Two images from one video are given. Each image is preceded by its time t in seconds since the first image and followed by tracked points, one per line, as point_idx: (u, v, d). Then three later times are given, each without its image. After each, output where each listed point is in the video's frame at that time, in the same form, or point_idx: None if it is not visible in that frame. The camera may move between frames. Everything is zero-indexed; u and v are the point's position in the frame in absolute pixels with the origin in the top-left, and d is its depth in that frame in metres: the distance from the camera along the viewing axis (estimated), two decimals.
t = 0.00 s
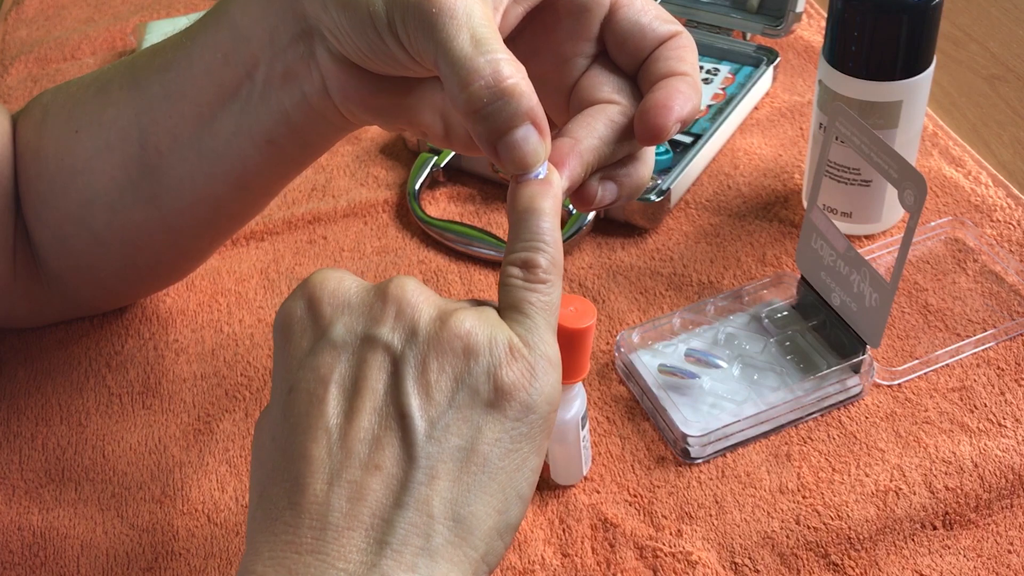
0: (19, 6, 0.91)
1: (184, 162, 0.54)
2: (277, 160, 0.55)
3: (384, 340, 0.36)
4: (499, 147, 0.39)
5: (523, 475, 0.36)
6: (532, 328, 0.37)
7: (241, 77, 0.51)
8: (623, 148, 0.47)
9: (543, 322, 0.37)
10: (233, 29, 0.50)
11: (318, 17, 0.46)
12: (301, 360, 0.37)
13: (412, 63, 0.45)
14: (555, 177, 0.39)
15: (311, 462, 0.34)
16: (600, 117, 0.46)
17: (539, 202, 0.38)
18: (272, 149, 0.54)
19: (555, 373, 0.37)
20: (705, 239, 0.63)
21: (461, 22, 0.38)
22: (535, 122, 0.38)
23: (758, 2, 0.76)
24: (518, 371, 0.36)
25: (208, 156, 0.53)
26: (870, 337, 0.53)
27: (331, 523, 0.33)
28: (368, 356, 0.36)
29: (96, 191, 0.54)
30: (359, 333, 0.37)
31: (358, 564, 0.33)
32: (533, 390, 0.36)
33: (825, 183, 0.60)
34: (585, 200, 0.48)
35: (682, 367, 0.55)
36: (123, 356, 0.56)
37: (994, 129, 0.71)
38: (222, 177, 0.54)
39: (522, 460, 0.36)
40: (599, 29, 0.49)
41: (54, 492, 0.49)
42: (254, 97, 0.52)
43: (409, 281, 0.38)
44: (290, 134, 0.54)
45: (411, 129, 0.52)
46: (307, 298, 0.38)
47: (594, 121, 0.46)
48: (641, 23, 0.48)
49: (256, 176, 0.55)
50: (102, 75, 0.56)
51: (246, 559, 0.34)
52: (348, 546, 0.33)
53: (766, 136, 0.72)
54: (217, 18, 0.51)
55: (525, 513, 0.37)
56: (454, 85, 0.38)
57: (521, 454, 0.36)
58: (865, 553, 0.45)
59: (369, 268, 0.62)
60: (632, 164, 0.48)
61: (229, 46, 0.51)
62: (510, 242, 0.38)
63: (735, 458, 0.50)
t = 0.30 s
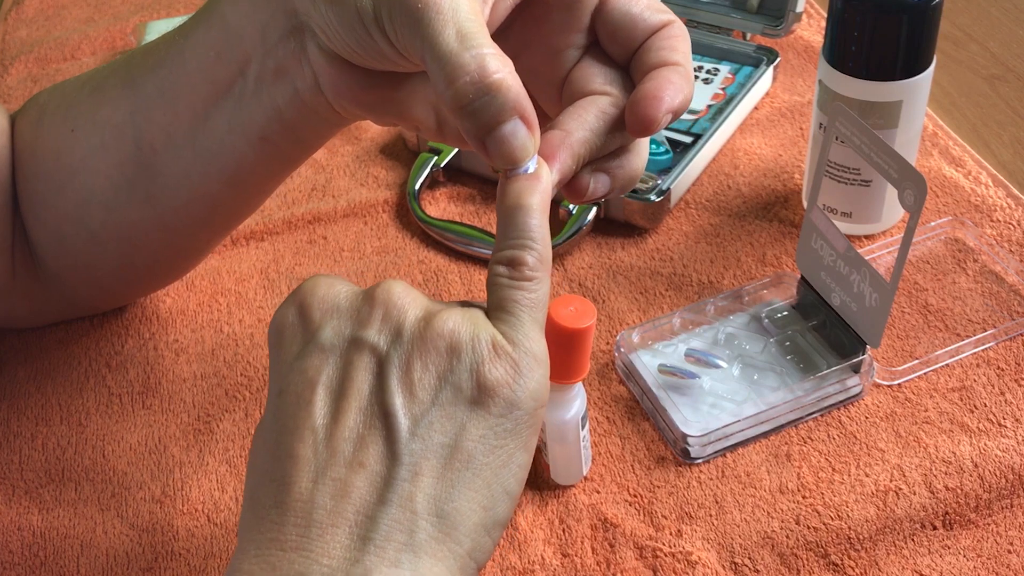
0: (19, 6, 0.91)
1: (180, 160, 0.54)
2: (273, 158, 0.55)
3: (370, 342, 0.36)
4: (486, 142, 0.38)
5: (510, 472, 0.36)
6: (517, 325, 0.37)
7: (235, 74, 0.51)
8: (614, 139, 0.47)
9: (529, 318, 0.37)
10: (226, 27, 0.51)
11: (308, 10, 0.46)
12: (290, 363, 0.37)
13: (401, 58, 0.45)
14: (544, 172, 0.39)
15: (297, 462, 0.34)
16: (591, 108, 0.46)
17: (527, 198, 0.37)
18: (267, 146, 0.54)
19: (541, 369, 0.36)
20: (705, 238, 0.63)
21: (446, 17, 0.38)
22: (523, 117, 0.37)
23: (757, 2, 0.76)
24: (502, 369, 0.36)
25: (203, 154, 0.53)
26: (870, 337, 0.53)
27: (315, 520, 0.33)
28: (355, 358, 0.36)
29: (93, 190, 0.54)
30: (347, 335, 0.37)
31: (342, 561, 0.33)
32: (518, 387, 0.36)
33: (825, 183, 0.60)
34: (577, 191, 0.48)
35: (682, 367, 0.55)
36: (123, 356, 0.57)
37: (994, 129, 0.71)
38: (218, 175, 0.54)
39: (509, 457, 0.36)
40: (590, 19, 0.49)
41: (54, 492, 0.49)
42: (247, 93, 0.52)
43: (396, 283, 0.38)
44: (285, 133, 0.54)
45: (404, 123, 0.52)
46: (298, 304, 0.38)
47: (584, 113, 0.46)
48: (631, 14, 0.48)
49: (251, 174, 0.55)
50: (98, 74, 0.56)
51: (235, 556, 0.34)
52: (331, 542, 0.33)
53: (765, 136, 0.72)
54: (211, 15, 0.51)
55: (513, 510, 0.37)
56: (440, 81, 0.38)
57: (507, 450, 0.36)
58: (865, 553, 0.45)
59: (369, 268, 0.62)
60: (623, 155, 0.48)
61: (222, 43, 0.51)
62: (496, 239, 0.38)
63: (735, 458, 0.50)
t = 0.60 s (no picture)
0: (19, 6, 0.91)
1: (179, 159, 0.54)
2: (272, 157, 0.55)
3: (368, 342, 0.36)
4: (483, 142, 0.38)
5: (507, 472, 0.36)
6: (514, 325, 0.37)
7: (235, 73, 0.51)
8: (613, 139, 0.47)
9: (526, 318, 0.37)
10: (224, 24, 0.51)
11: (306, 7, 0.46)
12: (289, 363, 0.37)
13: (399, 57, 0.45)
14: (540, 171, 0.39)
15: (294, 461, 0.34)
16: (589, 107, 0.46)
17: (522, 199, 0.37)
18: (266, 144, 0.54)
19: (538, 370, 0.37)
20: (705, 238, 0.63)
21: (443, 17, 0.38)
22: (519, 117, 0.37)
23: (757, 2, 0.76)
24: (499, 369, 0.36)
25: (202, 153, 0.53)
26: (870, 337, 0.53)
27: (312, 519, 0.33)
28: (353, 359, 0.36)
29: (93, 189, 0.54)
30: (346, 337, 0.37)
31: (338, 560, 0.33)
32: (514, 387, 0.36)
33: (825, 183, 0.60)
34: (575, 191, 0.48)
35: (682, 367, 0.55)
36: (123, 356, 0.56)
37: (994, 129, 0.71)
38: (217, 174, 0.54)
39: (506, 456, 0.36)
40: (589, 18, 0.49)
41: (54, 492, 0.49)
42: (247, 92, 0.52)
43: (395, 284, 0.39)
44: (285, 132, 0.54)
45: (402, 120, 0.52)
46: (297, 305, 0.38)
47: (582, 112, 0.46)
48: (630, 13, 0.47)
49: (251, 173, 0.55)
50: (98, 74, 0.56)
51: (232, 556, 0.34)
52: (328, 541, 0.33)
53: (765, 136, 0.72)
54: (210, 15, 0.51)
55: (511, 510, 0.36)
56: (437, 81, 0.38)
57: (504, 450, 0.36)
58: (865, 553, 0.45)
59: (369, 268, 0.62)
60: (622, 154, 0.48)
61: (222, 41, 0.51)
62: (493, 240, 0.38)
63: (735, 458, 0.50)
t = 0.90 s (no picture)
0: (19, 6, 0.91)
1: (187, 164, 0.54)
2: (282, 164, 0.55)
3: (393, 350, 0.37)
4: (505, 155, 0.38)
5: (531, 481, 0.36)
6: (538, 336, 0.37)
7: (248, 81, 0.51)
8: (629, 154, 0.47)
9: (549, 330, 0.38)
10: (239, 31, 0.50)
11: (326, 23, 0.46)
12: (313, 369, 0.37)
13: (419, 70, 0.45)
14: (561, 184, 0.39)
15: (320, 467, 0.34)
16: (607, 122, 0.46)
17: (545, 211, 0.37)
18: (278, 153, 0.54)
19: (561, 380, 0.37)
20: (705, 238, 0.63)
21: (466, 31, 0.38)
22: (542, 132, 0.38)
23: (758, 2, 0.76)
24: (524, 380, 0.36)
25: (210, 157, 0.53)
26: (870, 337, 0.53)
27: (338, 525, 0.33)
28: (378, 366, 0.36)
29: (98, 192, 0.54)
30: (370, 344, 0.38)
31: (365, 565, 0.33)
32: (538, 398, 0.36)
33: (825, 183, 0.60)
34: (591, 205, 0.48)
35: (682, 367, 0.55)
36: (124, 356, 0.56)
37: (994, 129, 0.71)
38: (226, 179, 0.54)
39: (530, 466, 0.36)
40: (605, 34, 0.49)
41: (54, 492, 0.49)
42: (260, 100, 0.52)
43: (418, 292, 0.39)
44: (296, 140, 0.54)
45: (418, 133, 0.52)
46: (320, 310, 0.39)
47: (600, 127, 0.46)
48: (647, 29, 0.47)
49: (261, 180, 0.55)
50: (107, 76, 0.56)
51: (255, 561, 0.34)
52: (354, 547, 0.33)
53: (765, 136, 0.72)
54: (225, 22, 0.51)
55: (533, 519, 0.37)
56: (459, 94, 0.38)
57: (528, 460, 0.36)
58: (865, 553, 0.45)
59: (369, 268, 0.62)
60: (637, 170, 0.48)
61: (235, 49, 0.51)
62: (515, 250, 0.38)
63: (735, 458, 0.50)
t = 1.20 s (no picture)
0: (19, 6, 0.91)
1: (193, 167, 0.54)
2: (290, 172, 0.55)
3: (416, 355, 0.38)
4: (525, 164, 0.40)
5: (554, 489, 0.37)
6: (560, 342, 0.39)
7: (259, 89, 0.51)
8: (644, 166, 0.48)
9: (570, 337, 0.39)
10: (252, 40, 0.51)
11: (342, 33, 0.46)
12: (334, 374, 0.38)
13: (438, 82, 0.45)
14: (578, 195, 0.41)
15: (344, 473, 0.35)
16: (622, 135, 0.48)
17: (563, 221, 0.39)
18: (286, 161, 0.54)
19: (583, 388, 0.38)
20: (705, 239, 0.63)
21: (488, 42, 0.39)
22: (560, 142, 0.39)
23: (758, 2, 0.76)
24: (548, 387, 0.37)
25: (216, 162, 0.53)
26: (870, 337, 0.53)
27: (363, 532, 0.34)
28: (401, 371, 0.37)
29: (103, 194, 0.54)
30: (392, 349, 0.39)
31: (390, 573, 0.34)
32: (561, 405, 0.38)
33: (825, 183, 0.60)
34: (606, 216, 0.49)
35: (682, 367, 0.55)
36: (124, 356, 0.56)
37: (994, 129, 0.71)
38: (232, 185, 0.54)
39: (553, 474, 0.37)
40: (619, 49, 0.50)
41: (54, 492, 0.49)
42: (271, 108, 0.52)
43: (440, 298, 0.40)
44: (305, 148, 0.54)
45: (429, 146, 0.52)
46: (341, 315, 0.40)
47: (616, 139, 0.47)
48: (661, 45, 0.48)
49: (269, 187, 0.55)
50: (116, 79, 0.56)
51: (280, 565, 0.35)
52: (380, 554, 0.34)
53: (765, 136, 0.72)
54: (238, 30, 0.51)
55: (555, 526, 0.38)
56: (481, 103, 0.39)
57: (552, 467, 0.37)
58: (865, 553, 0.45)
59: (369, 268, 0.62)
60: (649, 182, 0.50)
61: (248, 57, 0.51)
62: (537, 258, 0.40)
63: (735, 458, 0.50)
